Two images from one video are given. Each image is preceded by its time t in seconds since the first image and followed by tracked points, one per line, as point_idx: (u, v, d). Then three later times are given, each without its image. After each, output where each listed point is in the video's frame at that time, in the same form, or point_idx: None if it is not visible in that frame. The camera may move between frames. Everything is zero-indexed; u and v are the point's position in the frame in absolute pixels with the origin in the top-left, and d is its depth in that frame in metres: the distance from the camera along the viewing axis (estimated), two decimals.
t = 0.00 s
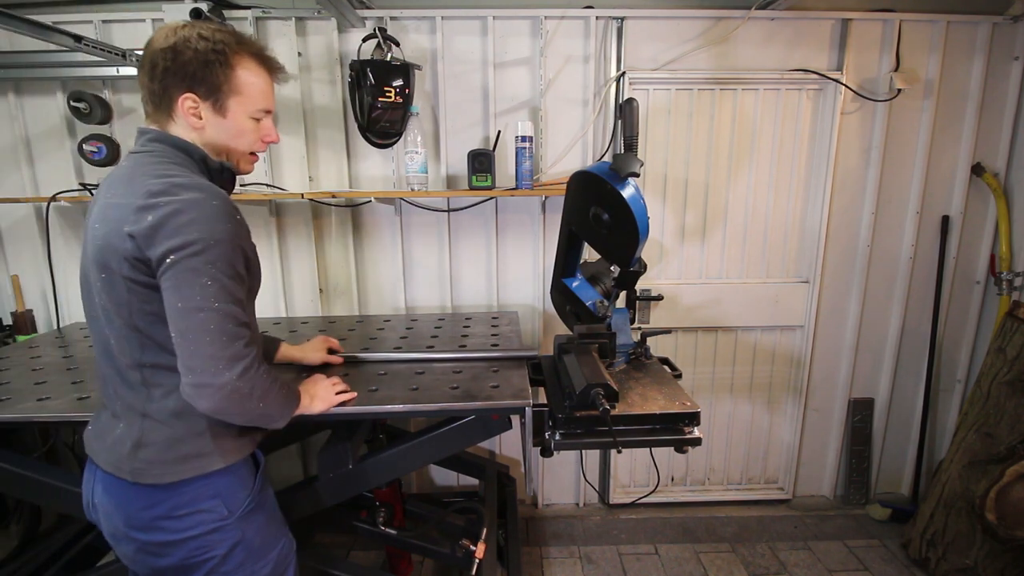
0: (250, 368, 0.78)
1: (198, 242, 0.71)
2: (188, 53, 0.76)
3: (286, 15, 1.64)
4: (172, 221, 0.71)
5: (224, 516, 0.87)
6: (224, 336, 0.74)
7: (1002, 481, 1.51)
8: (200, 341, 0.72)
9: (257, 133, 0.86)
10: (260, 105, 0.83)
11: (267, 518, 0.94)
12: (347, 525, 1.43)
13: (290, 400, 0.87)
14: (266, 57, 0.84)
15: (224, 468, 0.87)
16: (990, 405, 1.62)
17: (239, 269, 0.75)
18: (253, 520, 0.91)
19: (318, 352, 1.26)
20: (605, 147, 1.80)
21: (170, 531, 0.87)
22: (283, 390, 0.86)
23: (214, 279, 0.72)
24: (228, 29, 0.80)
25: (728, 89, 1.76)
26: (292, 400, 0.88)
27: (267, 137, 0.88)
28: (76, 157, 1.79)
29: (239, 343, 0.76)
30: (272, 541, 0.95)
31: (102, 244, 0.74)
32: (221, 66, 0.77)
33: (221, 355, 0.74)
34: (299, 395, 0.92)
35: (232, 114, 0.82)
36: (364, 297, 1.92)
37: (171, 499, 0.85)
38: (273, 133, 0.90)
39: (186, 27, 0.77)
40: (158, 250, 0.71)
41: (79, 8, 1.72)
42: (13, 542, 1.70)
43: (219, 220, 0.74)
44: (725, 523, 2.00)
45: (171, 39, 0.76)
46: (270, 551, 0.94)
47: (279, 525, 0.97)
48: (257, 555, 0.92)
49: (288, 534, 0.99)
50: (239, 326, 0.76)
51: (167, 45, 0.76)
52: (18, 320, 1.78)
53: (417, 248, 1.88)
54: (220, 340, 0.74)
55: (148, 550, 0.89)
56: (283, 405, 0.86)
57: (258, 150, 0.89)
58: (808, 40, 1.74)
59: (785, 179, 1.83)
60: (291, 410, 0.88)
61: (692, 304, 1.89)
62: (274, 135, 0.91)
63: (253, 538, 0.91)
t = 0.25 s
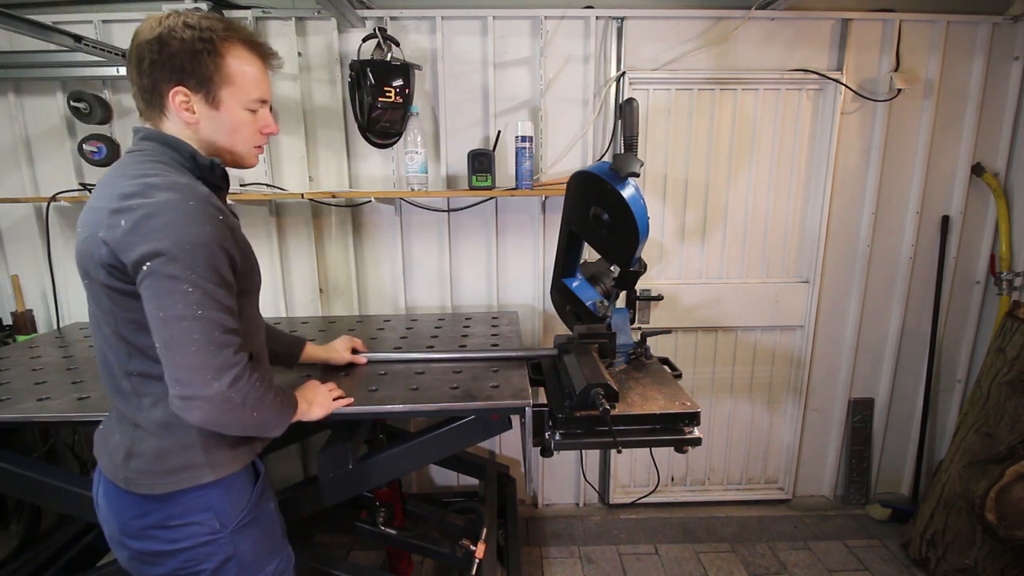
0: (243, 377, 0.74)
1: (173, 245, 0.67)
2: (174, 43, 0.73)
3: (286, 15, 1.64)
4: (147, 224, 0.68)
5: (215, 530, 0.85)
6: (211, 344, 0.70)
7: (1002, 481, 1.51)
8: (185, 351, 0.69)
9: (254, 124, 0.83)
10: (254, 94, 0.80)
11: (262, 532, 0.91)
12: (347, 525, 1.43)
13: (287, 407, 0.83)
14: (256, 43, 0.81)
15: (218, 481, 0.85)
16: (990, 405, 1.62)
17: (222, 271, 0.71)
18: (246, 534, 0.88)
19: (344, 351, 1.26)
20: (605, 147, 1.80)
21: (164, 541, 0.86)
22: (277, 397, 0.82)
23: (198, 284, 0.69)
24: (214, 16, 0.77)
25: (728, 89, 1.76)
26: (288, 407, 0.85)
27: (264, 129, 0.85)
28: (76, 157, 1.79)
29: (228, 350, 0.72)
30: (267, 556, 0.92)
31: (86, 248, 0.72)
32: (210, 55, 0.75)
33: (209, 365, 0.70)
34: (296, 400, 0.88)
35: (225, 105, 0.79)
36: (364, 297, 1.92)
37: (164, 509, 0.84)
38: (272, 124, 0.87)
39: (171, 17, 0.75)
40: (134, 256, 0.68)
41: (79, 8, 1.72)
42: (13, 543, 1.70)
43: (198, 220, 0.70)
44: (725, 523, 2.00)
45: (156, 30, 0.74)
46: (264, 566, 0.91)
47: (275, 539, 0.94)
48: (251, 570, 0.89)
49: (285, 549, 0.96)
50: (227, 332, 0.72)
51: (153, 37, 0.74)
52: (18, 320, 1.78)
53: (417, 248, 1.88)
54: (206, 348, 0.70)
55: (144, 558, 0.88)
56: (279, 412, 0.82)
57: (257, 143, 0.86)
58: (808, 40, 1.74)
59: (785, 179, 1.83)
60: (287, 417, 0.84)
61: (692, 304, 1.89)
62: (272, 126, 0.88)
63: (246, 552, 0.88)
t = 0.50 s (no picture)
0: (218, 387, 0.70)
1: (141, 248, 0.65)
2: (169, 39, 0.73)
3: (286, 15, 1.64)
4: (118, 227, 0.65)
5: (206, 539, 0.85)
6: (183, 351, 0.67)
7: (1002, 481, 1.51)
8: (154, 359, 0.66)
9: (252, 119, 0.83)
10: (252, 89, 0.80)
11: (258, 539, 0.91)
12: (346, 525, 1.43)
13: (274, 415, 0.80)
14: (251, 36, 0.80)
15: (211, 489, 0.84)
16: (990, 405, 1.62)
17: (196, 276, 0.68)
18: (237, 544, 0.88)
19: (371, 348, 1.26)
20: (605, 147, 1.80)
21: (155, 547, 0.86)
22: (264, 405, 0.78)
23: (169, 289, 0.66)
24: (207, 9, 0.77)
25: (728, 89, 1.76)
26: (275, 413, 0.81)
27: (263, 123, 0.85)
28: (76, 157, 1.79)
29: (201, 358, 0.68)
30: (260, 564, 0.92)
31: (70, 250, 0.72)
32: (205, 50, 0.75)
33: (181, 373, 0.67)
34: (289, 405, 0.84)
35: (223, 101, 0.79)
36: (363, 297, 1.92)
37: (154, 516, 0.84)
38: (271, 119, 0.87)
39: (164, 12, 0.75)
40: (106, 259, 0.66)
41: (79, 8, 1.72)
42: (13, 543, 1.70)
43: (171, 223, 0.67)
44: (725, 523, 2.00)
45: (149, 26, 0.74)
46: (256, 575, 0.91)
47: (268, 549, 0.94)
48: None
49: (280, 557, 0.96)
50: (202, 339, 0.69)
51: (147, 34, 0.74)
52: (18, 320, 1.78)
53: (418, 248, 1.88)
54: (177, 357, 0.67)
55: (136, 562, 0.89)
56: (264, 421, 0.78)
57: (258, 139, 0.86)
58: (808, 40, 1.74)
59: (785, 179, 1.83)
60: (275, 424, 0.80)
61: (692, 304, 1.89)
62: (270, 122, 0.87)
63: (237, 561, 0.88)
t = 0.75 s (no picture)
0: (186, 392, 0.68)
1: (111, 249, 0.64)
2: (169, 37, 0.73)
3: (286, 15, 1.64)
4: (92, 227, 0.66)
5: (197, 543, 0.85)
6: (148, 355, 0.66)
7: (1002, 481, 1.51)
8: (121, 361, 0.65)
9: (255, 117, 0.82)
10: (253, 85, 0.80)
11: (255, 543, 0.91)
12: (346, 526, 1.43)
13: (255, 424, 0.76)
14: (251, 33, 0.80)
15: (204, 493, 0.84)
16: (990, 405, 1.62)
17: (169, 278, 0.67)
18: (229, 549, 0.88)
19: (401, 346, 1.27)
20: (605, 147, 1.80)
21: (147, 549, 0.86)
22: (249, 413, 0.76)
23: (134, 292, 0.65)
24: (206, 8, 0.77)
25: (728, 89, 1.76)
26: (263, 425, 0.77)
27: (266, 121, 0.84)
28: (76, 156, 1.79)
29: (167, 363, 0.67)
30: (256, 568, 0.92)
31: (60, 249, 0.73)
32: (204, 47, 0.74)
33: (147, 377, 0.66)
34: (281, 410, 0.81)
35: (225, 98, 0.78)
36: (363, 297, 1.92)
37: (147, 519, 0.84)
38: (274, 118, 0.86)
39: (164, 12, 0.75)
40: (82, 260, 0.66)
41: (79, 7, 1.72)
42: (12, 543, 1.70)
43: (145, 224, 0.67)
44: (725, 523, 2.00)
45: (149, 26, 0.74)
46: None
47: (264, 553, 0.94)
48: None
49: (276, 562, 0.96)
50: (170, 343, 0.67)
51: (147, 34, 0.74)
52: (18, 320, 1.78)
53: (418, 248, 1.88)
54: (143, 360, 0.66)
55: (127, 562, 0.89)
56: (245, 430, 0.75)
57: (261, 138, 0.85)
58: (808, 40, 1.74)
59: (785, 179, 1.83)
60: (263, 437, 0.77)
61: (692, 304, 1.89)
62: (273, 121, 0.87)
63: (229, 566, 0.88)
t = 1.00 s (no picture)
0: (177, 393, 0.68)
1: (106, 249, 0.64)
2: (175, 38, 0.73)
3: (286, 14, 1.64)
4: (88, 226, 0.66)
5: (195, 543, 0.85)
6: (138, 354, 0.66)
7: (1002, 481, 1.51)
8: (114, 361, 0.66)
9: (259, 118, 0.82)
10: (257, 86, 0.80)
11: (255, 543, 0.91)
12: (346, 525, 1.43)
13: (249, 427, 0.76)
14: (255, 35, 0.80)
15: (202, 493, 0.84)
16: (990, 405, 1.62)
17: (163, 279, 0.67)
18: (228, 548, 0.88)
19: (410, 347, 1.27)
20: (605, 147, 1.80)
21: (145, 549, 0.86)
22: (244, 415, 0.75)
23: (126, 291, 0.65)
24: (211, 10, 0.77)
25: (728, 89, 1.76)
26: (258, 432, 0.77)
27: (270, 122, 0.84)
28: (76, 157, 1.79)
29: (159, 363, 0.67)
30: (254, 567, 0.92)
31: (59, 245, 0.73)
32: (210, 47, 0.74)
33: (138, 376, 0.66)
34: (279, 413, 0.81)
35: (229, 99, 0.78)
36: (363, 297, 1.92)
37: (145, 518, 0.84)
38: (278, 119, 0.87)
39: (170, 13, 0.75)
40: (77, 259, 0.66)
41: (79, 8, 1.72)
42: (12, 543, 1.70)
43: (141, 225, 0.67)
44: (725, 523, 2.00)
45: (155, 27, 0.74)
46: None
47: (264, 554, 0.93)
48: None
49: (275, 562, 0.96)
50: (161, 343, 0.67)
51: (153, 35, 0.74)
52: (18, 320, 1.78)
53: (418, 248, 1.88)
54: (134, 359, 0.66)
55: (126, 561, 0.89)
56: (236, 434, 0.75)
57: (265, 139, 0.86)
58: (808, 40, 1.74)
59: (785, 179, 1.83)
60: (258, 441, 0.77)
61: (692, 304, 1.89)
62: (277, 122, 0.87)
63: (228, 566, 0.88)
